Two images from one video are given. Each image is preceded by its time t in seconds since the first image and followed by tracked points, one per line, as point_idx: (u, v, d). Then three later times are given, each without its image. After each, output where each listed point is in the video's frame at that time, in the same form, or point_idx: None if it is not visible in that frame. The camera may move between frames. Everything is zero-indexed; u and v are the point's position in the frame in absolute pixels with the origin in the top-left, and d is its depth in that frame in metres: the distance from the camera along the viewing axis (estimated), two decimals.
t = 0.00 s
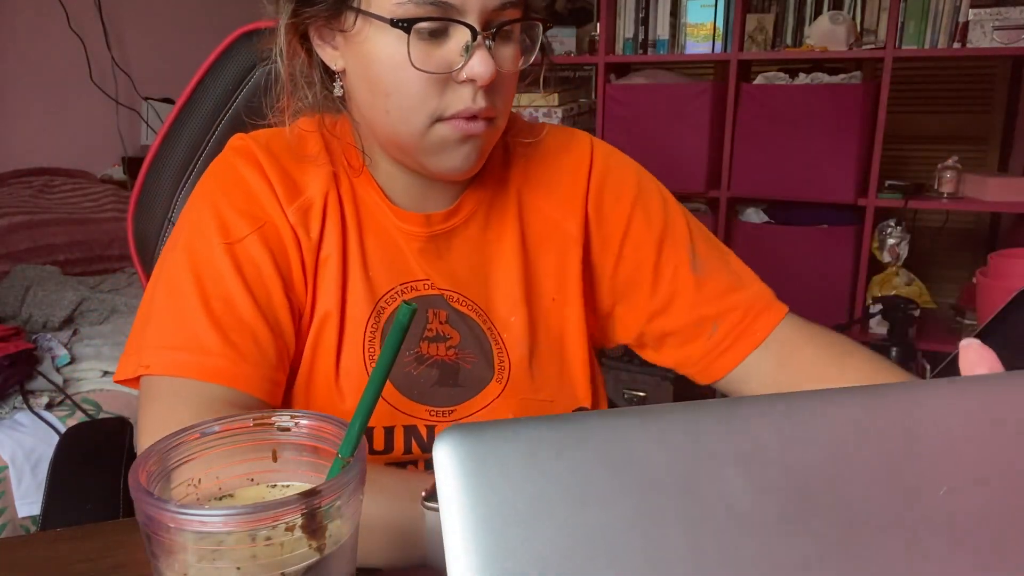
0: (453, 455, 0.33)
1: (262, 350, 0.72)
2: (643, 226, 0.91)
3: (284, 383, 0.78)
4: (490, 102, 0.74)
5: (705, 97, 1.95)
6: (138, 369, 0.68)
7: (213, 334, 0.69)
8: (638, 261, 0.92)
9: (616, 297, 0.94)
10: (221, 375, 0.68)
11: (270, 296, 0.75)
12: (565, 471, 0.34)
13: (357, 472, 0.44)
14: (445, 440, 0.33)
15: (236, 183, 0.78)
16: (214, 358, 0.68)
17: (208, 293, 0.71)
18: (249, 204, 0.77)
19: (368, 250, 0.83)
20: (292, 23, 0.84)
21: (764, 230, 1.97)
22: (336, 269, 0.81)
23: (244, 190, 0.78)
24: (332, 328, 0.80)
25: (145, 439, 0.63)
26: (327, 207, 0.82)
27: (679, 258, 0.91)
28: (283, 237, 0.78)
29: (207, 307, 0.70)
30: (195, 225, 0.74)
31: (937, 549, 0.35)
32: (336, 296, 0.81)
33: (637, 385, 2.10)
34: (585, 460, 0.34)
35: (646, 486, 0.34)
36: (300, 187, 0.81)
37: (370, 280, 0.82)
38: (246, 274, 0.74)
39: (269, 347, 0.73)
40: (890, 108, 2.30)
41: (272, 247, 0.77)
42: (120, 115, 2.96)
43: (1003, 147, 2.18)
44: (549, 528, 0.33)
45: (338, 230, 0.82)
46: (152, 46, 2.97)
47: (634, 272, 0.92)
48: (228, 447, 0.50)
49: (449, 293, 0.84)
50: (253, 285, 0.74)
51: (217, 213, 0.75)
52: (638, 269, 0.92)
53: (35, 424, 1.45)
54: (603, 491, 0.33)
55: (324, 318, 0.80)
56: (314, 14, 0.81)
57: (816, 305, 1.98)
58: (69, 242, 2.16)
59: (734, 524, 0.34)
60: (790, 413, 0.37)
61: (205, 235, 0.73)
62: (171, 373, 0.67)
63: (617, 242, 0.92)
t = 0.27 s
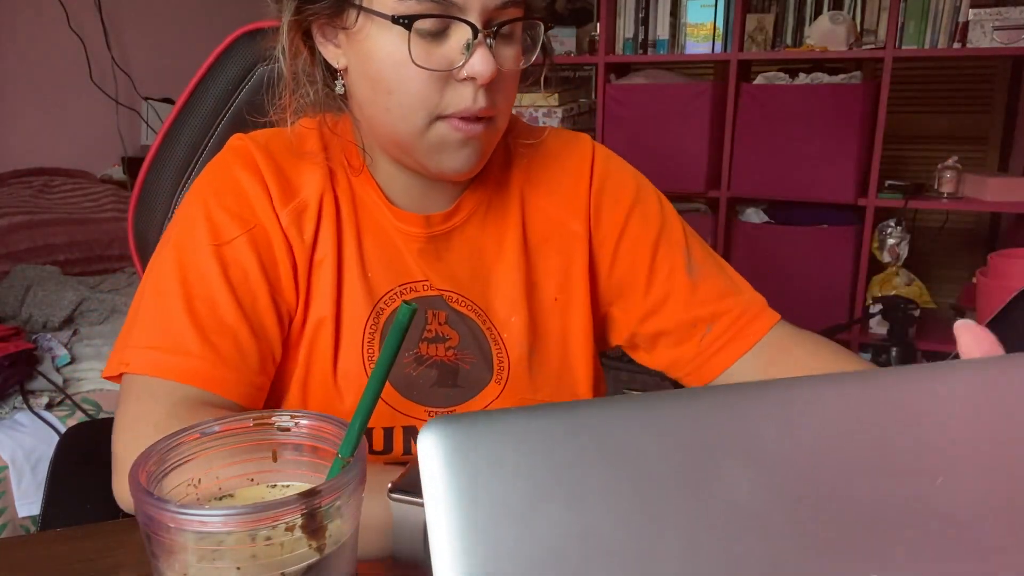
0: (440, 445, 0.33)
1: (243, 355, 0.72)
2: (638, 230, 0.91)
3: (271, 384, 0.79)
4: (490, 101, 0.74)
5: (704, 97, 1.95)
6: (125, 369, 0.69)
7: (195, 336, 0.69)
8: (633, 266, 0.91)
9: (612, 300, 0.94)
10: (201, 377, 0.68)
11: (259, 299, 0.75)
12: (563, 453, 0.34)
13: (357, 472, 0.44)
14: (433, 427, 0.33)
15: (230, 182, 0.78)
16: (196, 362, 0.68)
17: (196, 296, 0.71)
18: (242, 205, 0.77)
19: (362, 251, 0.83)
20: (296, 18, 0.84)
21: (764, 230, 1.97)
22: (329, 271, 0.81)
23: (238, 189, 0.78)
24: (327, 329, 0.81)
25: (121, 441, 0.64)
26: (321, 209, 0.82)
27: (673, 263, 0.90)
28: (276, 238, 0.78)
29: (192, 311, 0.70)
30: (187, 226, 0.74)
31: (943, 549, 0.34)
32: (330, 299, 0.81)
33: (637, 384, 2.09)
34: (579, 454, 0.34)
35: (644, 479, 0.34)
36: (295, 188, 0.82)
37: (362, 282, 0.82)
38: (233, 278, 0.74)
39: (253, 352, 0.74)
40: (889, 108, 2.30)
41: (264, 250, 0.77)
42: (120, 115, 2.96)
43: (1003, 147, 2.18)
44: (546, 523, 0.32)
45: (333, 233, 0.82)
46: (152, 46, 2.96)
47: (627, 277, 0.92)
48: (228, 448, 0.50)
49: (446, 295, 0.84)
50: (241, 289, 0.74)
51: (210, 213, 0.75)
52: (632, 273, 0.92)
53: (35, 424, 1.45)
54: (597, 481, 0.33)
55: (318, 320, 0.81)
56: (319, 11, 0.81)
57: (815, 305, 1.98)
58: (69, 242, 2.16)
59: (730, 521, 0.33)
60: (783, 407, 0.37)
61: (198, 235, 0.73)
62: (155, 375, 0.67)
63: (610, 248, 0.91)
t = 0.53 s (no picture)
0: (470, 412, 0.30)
1: (237, 358, 0.72)
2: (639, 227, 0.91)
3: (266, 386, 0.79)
4: (493, 102, 0.74)
5: (704, 97, 1.95)
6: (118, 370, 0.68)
7: (189, 338, 0.69)
8: (634, 257, 0.91)
9: (615, 296, 0.94)
10: (195, 380, 0.68)
11: (256, 300, 0.75)
12: (600, 423, 0.31)
13: (357, 472, 0.44)
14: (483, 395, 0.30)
15: (230, 183, 0.78)
16: (191, 365, 0.68)
17: (193, 298, 0.71)
18: (241, 206, 0.77)
19: (361, 252, 0.83)
20: (301, 14, 0.84)
21: (764, 230, 1.97)
22: (328, 273, 0.81)
23: (237, 190, 0.78)
24: (326, 331, 0.81)
25: (114, 440, 0.65)
26: (321, 210, 0.82)
27: (676, 241, 0.90)
28: (275, 239, 0.78)
29: (188, 314, 0.70)
30: (186, 227, 0.74)
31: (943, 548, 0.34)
32: (329, 301, 0.81)
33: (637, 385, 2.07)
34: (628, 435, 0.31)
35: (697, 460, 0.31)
36: (295, 189, 0.82)
37: (360, 283, 0.82)
38: (230, 280, 0.74)
39: (248, 355, 0.74)
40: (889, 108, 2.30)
41: (263, 251, 0.77)
42: (120, 115, 2.96)
43: (1003, 146, 2.18)
44: (593, 498, 0.30)
45: (332, 234, 0.82)
46: (152, 46, 2.96)
47: (629, 273, 0.92)
48: (228, 448, 0.50)
49: (448, 297, 0.84)
50: (238, 291, 0.74)
51: (209, 214, 0.75)
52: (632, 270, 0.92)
53: (35, 424, 1.45)
54: (641, 445, 0.31)
55: (316, 322, 0.81)
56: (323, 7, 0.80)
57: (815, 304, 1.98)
58: (69, 242, 2.16)
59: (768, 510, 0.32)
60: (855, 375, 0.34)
61: (198, 236, 0.73)
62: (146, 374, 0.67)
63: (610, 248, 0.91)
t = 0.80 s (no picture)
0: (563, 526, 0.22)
1: (234, 359, 0.72)
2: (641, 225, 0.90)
3: (264, 386, 0.79)
4: (497, 103, 0.74)
5: (704, 97, 1.95)
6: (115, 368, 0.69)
7: (185, 338, 0.69)
8: (629, 243, 0.88)
9: (611, 290, 0.91)
10: (190, 380, 0.68)
11: (254, 300, 0.75)
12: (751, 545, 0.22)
13: (357, 472, 0.44)
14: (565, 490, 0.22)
15: (231, 182, 0.78)
16: (187, 365, 0.68)
17: (191, 298, 0.71)
18: (240, 205, 0.77)
19: (360, 252, 0.82)
20: (305, 13, 0.83)
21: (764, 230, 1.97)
22: (327, 274, 0.81)
23: (238, 190, 0.78)
24: (325, 332, 0.81)
25: (109, 435, 0.65)
26: (321, 211, 0.82)
27: (664, 217, 0.85)
28: (274, 239, 0.78)
29: (184, 314, 0.70)
30: (187, 227, 0.74)
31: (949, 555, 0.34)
32: (328, 303, 0.81)
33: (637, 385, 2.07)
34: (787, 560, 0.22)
35: None
36: (297, 189, 0.82)
37: (358, 284, 0.82)
38: (227, 280, 0.73)
39: (244, 356, 0.74)
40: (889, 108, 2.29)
41: (261, 251, 0.77)
42: (120, 115, 2.96)
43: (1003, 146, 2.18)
44: None
45: (332, 235, 0.82)
46: (152, 45, 2.96)
47: (625, 268, 0.89)
48: (228, 448, 0.50)
49: (446, 300, 0.84)
50: (236, 291, 0.74)
51: (209, 213, 0.75)
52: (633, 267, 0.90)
53: (35, 424, 1.45)
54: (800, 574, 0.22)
55: (315, 323, 0.81)
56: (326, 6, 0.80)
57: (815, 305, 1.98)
58: (69, 242, 2.16)
59: None
60: None
61: (197, 236, 0.73)
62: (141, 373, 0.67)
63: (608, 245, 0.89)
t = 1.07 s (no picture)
0: None
1: (236, 360, 0.72)
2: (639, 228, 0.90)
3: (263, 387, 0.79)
4: (501, 103, 0.74)
5: (704, 98, 1.95)
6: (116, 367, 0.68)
7: (186, 338, 0.69)
8: (623, 243, 0.87)
9: (605, 293, 0.91)
10: (191, 380, 0.68)
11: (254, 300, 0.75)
12: None
13: (358, 472, 0.44)
14: None
15: (233, 182, 0.78)
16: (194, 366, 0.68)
17: (194, 298, 0.71)
18: (242, 205, 0.77)
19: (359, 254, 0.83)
20: (309, 13, 0.83)
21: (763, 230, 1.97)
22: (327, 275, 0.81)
23: (241, 189, 0.78)
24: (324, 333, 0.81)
25: (110, 435, 0.65)
26: (322, 212, 0.82)
27: (652, 217, 0.85)
28: (276, 239, 0.78)
29: (186, 314, 0.70)
30: (188, 227, 0.74)
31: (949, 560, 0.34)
32: (327, 305, 0.81)
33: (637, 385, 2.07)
34: None
35: None
36: (298, 190, 0.82)
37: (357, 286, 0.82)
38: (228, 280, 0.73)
39: (245, 357, 0.73)
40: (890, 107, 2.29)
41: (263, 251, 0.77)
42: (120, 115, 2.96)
43: (1003, 146, 2.18)
44: None
45: (333, 236, 0.82)
46: (151, 45, 2.96)
47: (620, 270, 0.89)
48: (228, 447, 0.50)
49: (444, 303, 0.84)
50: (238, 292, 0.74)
51: (212, 214, 0.75)
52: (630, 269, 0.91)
53: (35, 424, 1.45)
54: None
55: (315, 324, 0.81)
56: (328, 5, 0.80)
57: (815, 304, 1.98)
58: (69, 242, 2.16)
59: None
60: None
61: (201, 237, 0.73)
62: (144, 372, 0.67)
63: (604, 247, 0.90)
